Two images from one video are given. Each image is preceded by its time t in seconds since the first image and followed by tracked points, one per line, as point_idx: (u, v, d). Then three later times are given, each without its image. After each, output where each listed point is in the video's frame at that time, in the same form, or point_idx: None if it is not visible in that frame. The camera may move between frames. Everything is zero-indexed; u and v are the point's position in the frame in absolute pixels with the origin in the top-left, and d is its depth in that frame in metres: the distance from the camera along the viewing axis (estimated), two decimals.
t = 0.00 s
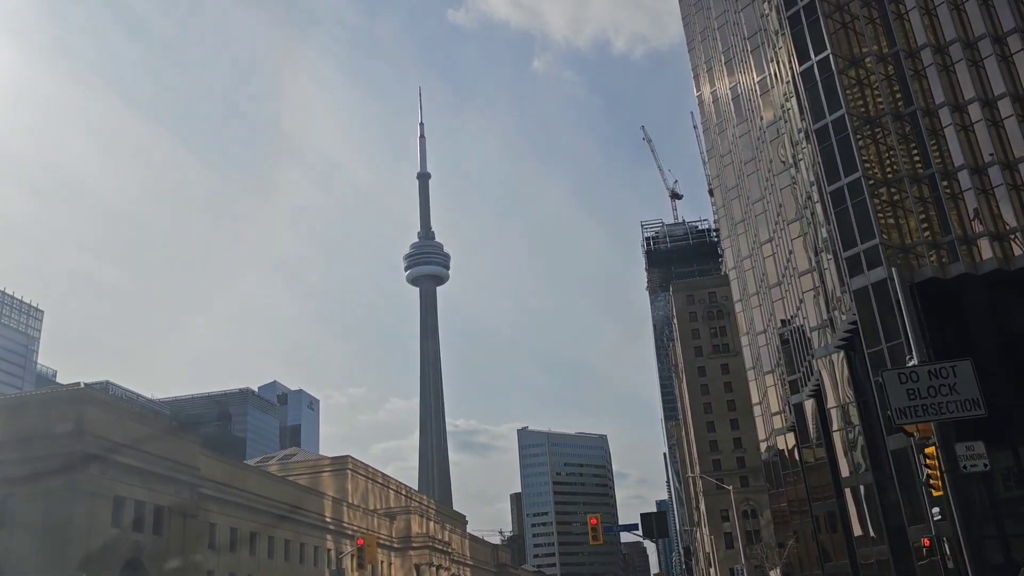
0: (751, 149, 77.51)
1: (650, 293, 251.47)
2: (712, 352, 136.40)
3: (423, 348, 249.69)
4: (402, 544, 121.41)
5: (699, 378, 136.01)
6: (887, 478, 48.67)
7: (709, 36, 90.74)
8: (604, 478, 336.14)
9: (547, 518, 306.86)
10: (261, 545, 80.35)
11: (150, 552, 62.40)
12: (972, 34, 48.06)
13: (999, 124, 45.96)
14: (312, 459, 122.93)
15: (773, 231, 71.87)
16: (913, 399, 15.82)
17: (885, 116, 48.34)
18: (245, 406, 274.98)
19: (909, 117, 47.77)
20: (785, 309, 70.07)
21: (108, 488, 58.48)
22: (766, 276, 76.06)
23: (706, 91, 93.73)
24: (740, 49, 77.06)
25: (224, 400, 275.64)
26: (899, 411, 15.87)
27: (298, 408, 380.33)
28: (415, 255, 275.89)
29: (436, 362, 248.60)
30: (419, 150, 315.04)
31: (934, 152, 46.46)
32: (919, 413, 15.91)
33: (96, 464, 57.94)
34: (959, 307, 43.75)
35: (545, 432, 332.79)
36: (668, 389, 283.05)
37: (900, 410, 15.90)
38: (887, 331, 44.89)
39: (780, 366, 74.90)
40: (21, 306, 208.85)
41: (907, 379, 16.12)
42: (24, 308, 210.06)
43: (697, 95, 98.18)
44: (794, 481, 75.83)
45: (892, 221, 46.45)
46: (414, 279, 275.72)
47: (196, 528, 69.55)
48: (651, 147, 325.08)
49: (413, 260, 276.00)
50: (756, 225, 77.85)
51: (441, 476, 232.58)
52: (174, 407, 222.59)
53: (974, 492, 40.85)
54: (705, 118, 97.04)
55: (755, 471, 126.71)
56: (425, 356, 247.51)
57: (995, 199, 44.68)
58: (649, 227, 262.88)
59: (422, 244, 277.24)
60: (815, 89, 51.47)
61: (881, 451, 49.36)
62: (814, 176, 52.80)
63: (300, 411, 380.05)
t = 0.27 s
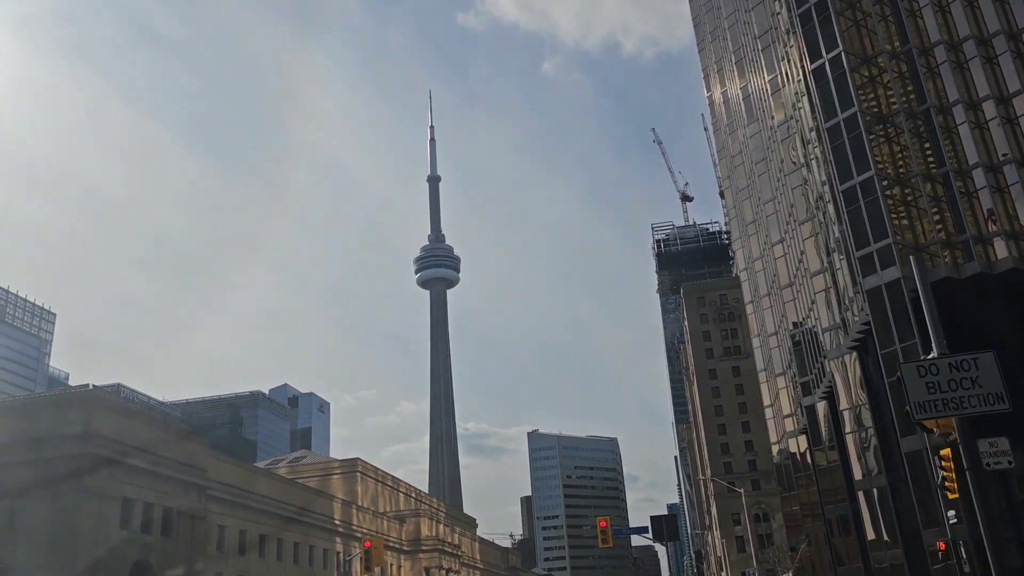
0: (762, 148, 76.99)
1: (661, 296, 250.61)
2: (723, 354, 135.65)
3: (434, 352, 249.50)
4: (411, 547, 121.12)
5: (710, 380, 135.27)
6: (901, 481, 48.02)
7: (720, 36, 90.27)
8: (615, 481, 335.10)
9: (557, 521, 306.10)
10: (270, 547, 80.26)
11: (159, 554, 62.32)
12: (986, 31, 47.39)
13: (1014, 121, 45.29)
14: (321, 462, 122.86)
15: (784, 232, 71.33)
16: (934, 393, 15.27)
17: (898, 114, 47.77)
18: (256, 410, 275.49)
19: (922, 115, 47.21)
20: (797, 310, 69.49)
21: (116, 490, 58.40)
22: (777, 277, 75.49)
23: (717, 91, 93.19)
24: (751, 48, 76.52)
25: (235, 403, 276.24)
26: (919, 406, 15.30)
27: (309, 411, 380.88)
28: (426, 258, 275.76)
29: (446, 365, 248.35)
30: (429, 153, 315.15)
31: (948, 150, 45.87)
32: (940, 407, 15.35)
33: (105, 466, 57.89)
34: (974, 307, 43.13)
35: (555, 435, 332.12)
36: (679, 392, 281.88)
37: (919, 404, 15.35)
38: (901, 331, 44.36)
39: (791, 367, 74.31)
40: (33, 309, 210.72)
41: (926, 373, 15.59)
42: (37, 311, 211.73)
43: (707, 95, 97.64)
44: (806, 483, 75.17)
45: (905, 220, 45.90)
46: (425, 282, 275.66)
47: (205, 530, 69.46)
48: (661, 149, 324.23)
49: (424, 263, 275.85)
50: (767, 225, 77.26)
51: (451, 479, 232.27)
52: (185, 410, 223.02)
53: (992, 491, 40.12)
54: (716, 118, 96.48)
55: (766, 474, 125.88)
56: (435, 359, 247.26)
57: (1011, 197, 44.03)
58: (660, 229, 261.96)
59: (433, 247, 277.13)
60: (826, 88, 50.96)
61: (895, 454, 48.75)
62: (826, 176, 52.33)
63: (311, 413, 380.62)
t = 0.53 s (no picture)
0: (774, 147, 76.36)
1: (672, 298, 249.67)
2: (734, 356, 134.81)
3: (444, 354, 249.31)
4: (421, 549, 120.73)
5: (720, 382, 134.31)
6: (915, 484, 47.29)
7: (731, 35, 89.75)
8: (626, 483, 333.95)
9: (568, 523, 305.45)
10: (279, 549, 80.11)
11: (167, 555, 62.21)
12: (1002, 27, 46.68)
13: None
14: (331, 463, 122.74)
15: (796, 233, 70.69)
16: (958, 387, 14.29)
17: (912, 112, 47.19)
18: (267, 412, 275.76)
19: (937, 112, 46.62)
20: (809, 310, 68.85)
21: (125, 490, 58.26)
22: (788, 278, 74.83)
23: (728, 91, 92.64)
24: (762, 47, 75.94)
25: (246, 405, 276.70)
26: (939, 400, 14.37)
27: (319, 412, 381.49)
28: (436, 260, 275.45)
29: (456, 367, 247.97)
30: (440, 155, 315.32)
31: (963, 148, 45.24)
32: (962, 402, 14.38)
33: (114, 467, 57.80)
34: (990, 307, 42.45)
35: (565, 437, 331.52)
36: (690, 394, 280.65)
37: (940, 398, 14.41)
38: (915, 331, 43.78)
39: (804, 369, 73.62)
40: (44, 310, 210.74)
41: (946, 365, 14.60)
42: (48, 312, 211.86)
43: (717, 96, 97.09)
44: (819, 487, 74.40)
45: (919, 218, 45.32)
46: (436, 284, 275.60)
47: (214, 531, 69.32)
48: (672, 151, 323.39)
49: (435, 265, 275.77)
50: (778, 226, 76.64)
51: (462, 482, 232.00)
52: (196, 412, 223.53)
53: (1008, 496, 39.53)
54: (726, 118, 95.94)
55: (778, 476, 124.93)
56: (446, 361, 247.14)
57: None
58: (671, 231, 261.04)
59: (444, 249, 277.09)
60: (839, 85, 50.44)
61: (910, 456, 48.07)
62: (838, 174, 51.82)
63: (321, 414, 381.12)
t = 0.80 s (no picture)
0: (785, 146, 75.78)
1: (683, 299, 248.91)
2: (745, 358, 134.06)
3: (455, 355, 249.28)
4: (430, 550, 120.49)
5: (731, 384, 133.52)
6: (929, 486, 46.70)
7: (742, 34, 89.26)
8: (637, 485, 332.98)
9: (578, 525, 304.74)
10: (287, 549, 79.98)
11: (175, 554, 62.14)
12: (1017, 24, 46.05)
13: None
14: (341, 464, 122.73)
15: (808, 232, 70.10)
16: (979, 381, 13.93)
17: (925, 109, 46.65)
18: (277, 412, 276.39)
19: (951, 110, 46.07)
20: (821, 311, 68.24)
21: (133, 489, 58.22)
22: (800, 278, 74.21)
23: (738, 90, 92.12)
24: (773, 45, 75.39)
25: (257, 405, 277.45)
26: (959, 394, 14.00)
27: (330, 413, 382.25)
28: (447, 261, 275.48)
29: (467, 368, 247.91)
30: (451, 157, 315.63)
31: (978, 146, 44.65)
32: (982, 396, 14.01)
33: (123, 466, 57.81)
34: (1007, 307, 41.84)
35: (576, 439, 330.92)
36: (701, 396, 279.61)
37: (960, 392, 14.04)
38: (929, 331, 43.24)
39: (815, 370, 72.98)
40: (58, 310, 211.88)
41: (968, 360, 14.19)
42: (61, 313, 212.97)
43: (728, 95, 96.60)
44: (830, 490, 73.74)
45: (934, 217, 44.79)
46: (446, 285, 275.69)
47: (223, 531, 69.24)
48: (683, 152, 322.74)
49: (445, 266, 275.83)
50: (789, 225, 76.04)
51: (472, 483, 231.84)
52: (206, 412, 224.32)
53: None
54: (737, 118, 95.40)
55: (789, 479, 124.05)
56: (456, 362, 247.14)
57: None
58: (682, 232, 260.35)
59: (455, 251, 277.26)
60: (851, 83, 49.94)
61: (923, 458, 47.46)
62: (851, 172, 51.28)
63: (332, 415, 381.90)
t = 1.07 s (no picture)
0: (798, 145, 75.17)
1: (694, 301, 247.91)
2: (757, 359, 133.25)
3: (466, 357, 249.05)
4: (441, 552, 120.19)
5: (744, 386, 132.69)
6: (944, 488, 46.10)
7: (753, 33, 88.70)
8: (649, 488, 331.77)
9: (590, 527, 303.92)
10: (298, 550, 79.92)
11: (185, 555, 62.12)
12: None
13: None
14: (352, 465, 122.63)
15: (821, 232, 69.51)
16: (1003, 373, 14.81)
17: (940, 106, 46.09)
18: (289, 413, 276.91)
19: (966, 107, 45.49)
20: (834, 311, 67.62)
21: (143, 491, 58.24)
22: (813, 278, 73.60)
23: (750, 90, 91.53)
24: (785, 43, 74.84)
25: (269, 407, 278.09)
26: (982, 386, 14.89)
27: (342, 415, 382.75)
28: (458, 263, 275.34)
29: (478, 370, 247.66)
30: (462, 159, 315.71)
31: (994, 143, 44.03)
32: (1006, 388, 14.82)
33: (132, 467, 57.77)
34: None
35: (587, 441, 330.15)
36: (713, 397, 278.36)
37: (983, 384, 14.93)
38: (945, 330, 42.70)
39: (828, 370, 72.34)
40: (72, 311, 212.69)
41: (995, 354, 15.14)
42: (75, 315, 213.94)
43: (740, 94, 96.02)
44: (844, 492, 73.02)
45: (949, 215, 44.24)
46: (457, 287, 275.60)
47: (233, 532, 69.21)
48: (694, 153, 321.61)
49: (456, 268, 275.73)
50: (802, 224, 75.42)
51: (483, 485, 231.55)
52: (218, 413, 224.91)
53: None
54: (749, 117, 94.80)
55: (802, 481, 123.09)
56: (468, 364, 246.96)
57: None
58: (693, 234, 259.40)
59: (466, 253, 277.04)
60: (864, 80, 49.41)
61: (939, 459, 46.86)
62: (864, 170, 50.75)
63: (344, 416, 382.38)
